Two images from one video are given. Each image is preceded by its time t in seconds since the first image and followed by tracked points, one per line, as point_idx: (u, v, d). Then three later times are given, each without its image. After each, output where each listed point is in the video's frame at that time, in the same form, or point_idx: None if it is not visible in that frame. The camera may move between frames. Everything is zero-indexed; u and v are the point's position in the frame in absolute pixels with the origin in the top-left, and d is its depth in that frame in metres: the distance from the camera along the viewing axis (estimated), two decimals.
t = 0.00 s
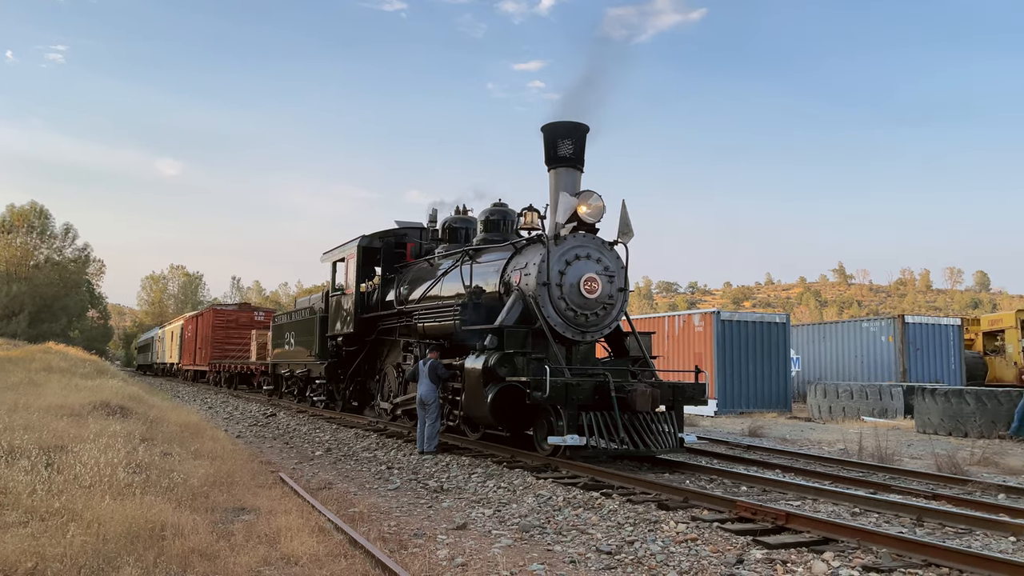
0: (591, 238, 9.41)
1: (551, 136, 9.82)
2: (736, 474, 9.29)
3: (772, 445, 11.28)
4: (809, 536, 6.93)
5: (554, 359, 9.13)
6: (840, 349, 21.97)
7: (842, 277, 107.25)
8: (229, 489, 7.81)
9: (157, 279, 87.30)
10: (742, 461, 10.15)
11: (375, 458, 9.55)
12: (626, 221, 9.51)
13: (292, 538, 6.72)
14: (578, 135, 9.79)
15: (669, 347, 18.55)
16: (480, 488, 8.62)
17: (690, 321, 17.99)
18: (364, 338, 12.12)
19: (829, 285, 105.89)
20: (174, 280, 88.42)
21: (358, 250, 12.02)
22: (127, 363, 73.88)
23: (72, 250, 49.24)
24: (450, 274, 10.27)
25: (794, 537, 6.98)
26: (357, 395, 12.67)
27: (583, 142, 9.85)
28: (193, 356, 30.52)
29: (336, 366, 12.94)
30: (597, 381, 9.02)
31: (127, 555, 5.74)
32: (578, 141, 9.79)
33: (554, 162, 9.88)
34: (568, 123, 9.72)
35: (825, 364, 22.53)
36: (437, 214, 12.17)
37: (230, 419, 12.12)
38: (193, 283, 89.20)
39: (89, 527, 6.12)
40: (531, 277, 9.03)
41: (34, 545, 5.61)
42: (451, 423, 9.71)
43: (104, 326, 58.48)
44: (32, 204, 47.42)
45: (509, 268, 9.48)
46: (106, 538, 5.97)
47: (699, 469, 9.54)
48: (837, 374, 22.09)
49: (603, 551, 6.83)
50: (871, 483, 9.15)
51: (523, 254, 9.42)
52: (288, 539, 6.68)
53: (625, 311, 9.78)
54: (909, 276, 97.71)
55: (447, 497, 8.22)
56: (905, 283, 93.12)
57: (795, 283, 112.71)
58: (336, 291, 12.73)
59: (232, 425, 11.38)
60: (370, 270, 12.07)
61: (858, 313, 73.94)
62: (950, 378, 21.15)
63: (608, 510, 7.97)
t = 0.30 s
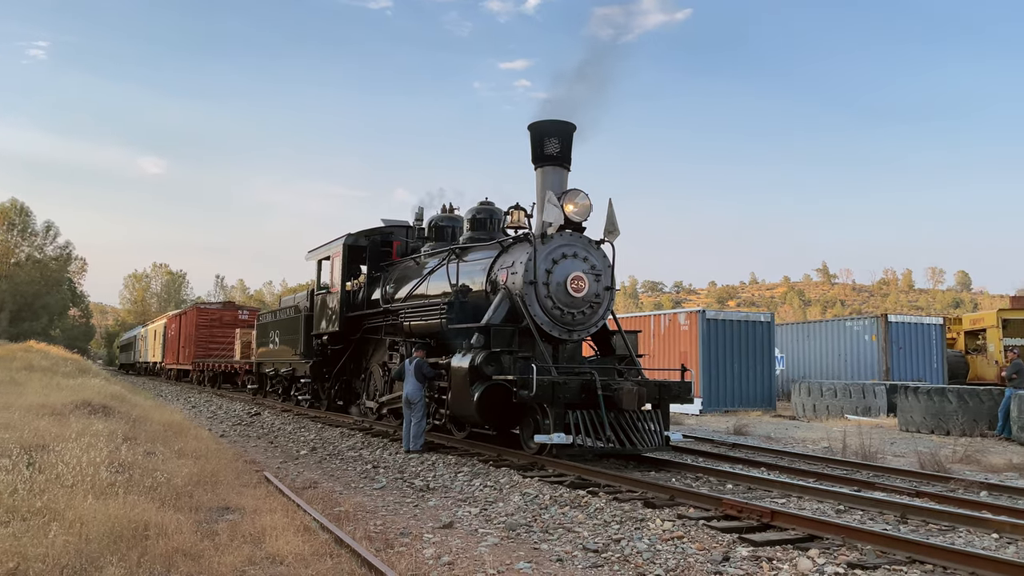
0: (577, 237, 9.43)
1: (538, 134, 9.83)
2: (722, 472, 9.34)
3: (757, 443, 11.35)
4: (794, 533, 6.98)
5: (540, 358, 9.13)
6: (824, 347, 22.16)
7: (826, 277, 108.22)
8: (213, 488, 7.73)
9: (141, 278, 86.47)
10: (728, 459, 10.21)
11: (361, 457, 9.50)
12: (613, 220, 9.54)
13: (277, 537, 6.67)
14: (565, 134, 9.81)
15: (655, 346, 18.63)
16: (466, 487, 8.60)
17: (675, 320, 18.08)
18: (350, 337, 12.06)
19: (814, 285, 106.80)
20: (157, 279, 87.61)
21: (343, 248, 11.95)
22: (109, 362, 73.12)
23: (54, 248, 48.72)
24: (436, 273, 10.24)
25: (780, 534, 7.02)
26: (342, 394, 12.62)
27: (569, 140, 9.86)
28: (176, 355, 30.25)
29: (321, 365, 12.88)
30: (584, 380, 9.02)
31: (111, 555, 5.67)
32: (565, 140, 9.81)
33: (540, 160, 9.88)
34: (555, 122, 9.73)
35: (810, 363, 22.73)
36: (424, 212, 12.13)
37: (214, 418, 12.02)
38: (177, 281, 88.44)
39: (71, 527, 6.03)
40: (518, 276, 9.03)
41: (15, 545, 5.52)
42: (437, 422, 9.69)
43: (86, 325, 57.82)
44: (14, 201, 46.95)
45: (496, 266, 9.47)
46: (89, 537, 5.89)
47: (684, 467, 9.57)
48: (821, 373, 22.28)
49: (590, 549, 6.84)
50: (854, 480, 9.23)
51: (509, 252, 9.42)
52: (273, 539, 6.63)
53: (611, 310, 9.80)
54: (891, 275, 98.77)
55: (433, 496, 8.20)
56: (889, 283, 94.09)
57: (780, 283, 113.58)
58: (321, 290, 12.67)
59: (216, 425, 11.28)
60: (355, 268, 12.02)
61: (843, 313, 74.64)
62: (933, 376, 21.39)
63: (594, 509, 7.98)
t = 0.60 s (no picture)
0: (566, 234, 9.42)
1: (527, 131, 9.82)
2: (710, 469, 9.36)
3: (745, 440, 11.41)
4: (784, 529, 7.00)
5: (529, 355, 9.11)
6: (809, 346, 22.35)
7: (809, 278, 109.29)
8: (199, 487, 7.63)
9: (121, 277, 85.40)
10: (715, 456, 10.24)
11: (348, 456, 9.42)
12: (601, 217, 9.55)
13: (265, 536, 6.58)
14: (554, 131, 9.80)
15: (642, 344, 18.70)
16: (455, 485, 8.56)
17: (662, 318, 18.15)
18: (336, 335, 11.98)
19: (797, 286, 107.78)
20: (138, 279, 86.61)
21: (330, 246, 11.85)
22: (89, 362, 72.19)
23: (34, 246, 48.12)
24: (424, 270, 10.19)
25: (770, 530, 7.05)
26: (328, 392, 12.55)
27: (558, 138, 9.86)
28: (160, 354, 29.95)
29: (307, 363, 12.78)
30: (573, 377, 9.01)
31: (96, 554, 5.57)
32: (553, 137, 9.80)
33: (529, 157, 9.87)
34: (543, 119, 9.73)
35: (795, 361, 22.92)
36: (411, 210, 12.07)
37: (198, 417, 11.89)
38: (158, 281, 87.55)
39: (55, 525, 5.91)
40: (506, 273, 9.00)
41: None
42: (425, 420, 9.66)
43: (64, 324, 57.02)
44: None
45: (484, 264, 9.45)
46: (73, 536, 5.77)
47: (673, 465, 9.59)
48: (807, 371, 22.46)
49: (580, 546, 6.82)
50: (842, 477, 9.29)
51: (498, 250, 9.40)
52: (261, 538, 6.54)
53: (600, 307, 9.81)
54: (873, 276, 99.92)
55: (422, 494, 8.15)
56: (871, 283, 95.14)
57: (764, 283, 114.48)
58: (307, 287, 12.57)
59: (200, 424, 11.15)
60: (342, 266, 11.93)
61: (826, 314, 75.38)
62: (916, 374, 21.63)
63: (584, 506, 7.96)
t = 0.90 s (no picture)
0: (556, 231, 9.40)
1: (516, 128, 9.79)
2: (701, 467, 9.36)
3: (735, 438, 11.42)
4: (776, 527, 7.00)
5: (519, 353, 9.08)
6: (798, 344, 22.45)
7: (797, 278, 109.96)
8: (186, 487, 7.54)
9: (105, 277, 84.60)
10: (705, 454, 10.23)
11: (336, 455, 9.35)
12: (591, 214, 9.54)
13: (253, 536, 6.51)
14: (544, 128, 9.78)
15: (631, 342, 18.72)
16: (444, 484, 8.51)
17: (652, 316, 18.17)
18: (324, 333, 11.90)
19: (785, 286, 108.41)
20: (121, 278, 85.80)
21: (318, 243, 11.77)
22: (72, 362, 71.50)
23: (19, 245, 47.66)
24: (413, 268, 10.14)
25: (761, 528, 7.04)
26: (316, 392, 12.47)
27: (548, 134, 9.84)
28: (145, 353, 29.71)
29: (295, 362, 12.69)
30: (563, 375, 8.98)
31: (79, 555, 5.48)
32: (543, 134, 9.79)
33: (519, 154, 9.84)
34: (533, 115, 9.71)
35: (783, 359, 23.02)
36: (400, 207, 12.01)
37: (184, 416, 11.77)
38: (143, 280, 86.87)
39: (37, 526, 5.81)
40: (496, 270, 8.97)
41: None
42: (414, 418, 9.61)
43: (48, 324, 56.44)
44: None
45: (474, 261, 9.41)
46: (56, 537, 5.68)
47: (664, 462, 9.58)
48: (795, 369, 22.57)
49: (571, 545, 6.78)
50: (831, 474, 9.31)
51: (487, 247, 9.36)
52: (248, 538, 6.47)
53: (590, 305, 9.78)
54: (860, 276, 100.67)
55: (411, 493, 8.09)
56: (856, 282, 95.95)
57: (751, 282, 115.06)
58: (295, 286, 12.48)
59: (186, 423, 11.04)
60: (330, 264, 11.86)
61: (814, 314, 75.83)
62: (904, 372, 21.77)
63: (575, 504, 7.93)
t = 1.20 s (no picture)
0: (547, 228, 9.34)
1: (507, 124, 9.73)
2: (693, 465, 9.31)
3: (726, 436, 11.37)
4: (769, 525, 6.94)
5: (510, 351, 9.03)
6: (789, 342, 22.41)
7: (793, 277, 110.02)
8: (171, 487, 7.48)
9: (95, 274, 84.17)
10: (697, 452, 10.19)
11: (325, 454, 9.30)
12: (583, 210, 9.48)
13: (238, 536, 6.45)
14: (534, 124, 9.73)
15: (622, 340, 18.66)
16: (435, 483, 8.46)
17: (643, 313, 18.12)
18: (314, 331, 11.85)
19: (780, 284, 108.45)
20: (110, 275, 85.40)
21: (307, 241, 11.71)
22: (63, 361, 71.20)
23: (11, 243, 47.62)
24: (403, 265, 10.08)
25: (754, 526, 6.99)
26: (306, 390, 12.43)
27: (539, 130, 9.78)
28: (135, 352, 29.66)
29: (285, 360, 12.64)
30: (554, 373, 8.93)
31: (59, 556, 5.42)
32: (534, 130, 9.73)
33: (510, 150, 9.79)
34: (523, 111, 9.65)
35: (774, 357, 22.99)
36: (390, 204, 11.95)
37: (173, 415, 11.71)
38: (134, 278, 86.72)
39: (18, 526, 5.74)
40: (487, 267, 8.91)
41: None
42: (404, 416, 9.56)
43: (37, 322, 56.23)
44: None
45: (464, 258, 9.36)
46: (37, 537, 5.61)
47: (656, 460, 9.53)
48: (786, 367, 22.53)
49: (562, 544, 6.72)
50: (824, 472, 9.27)
51: (478, 244, 9.31)
52: (234, 538, 6.41)
53: (581, 302, 9.73)
54: (855, 275, 100.76)
55: (400, 492, 8.04)
56: (850, 280, 96.05)
57: (747, 280, 115.09)
58: (285, 283, 12.43)
59: (175, 422, 10.98)
60: (320, 261, 11.80)
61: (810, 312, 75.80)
62: (895, 370, 21.75)
63: (566, 503, 7.88)
